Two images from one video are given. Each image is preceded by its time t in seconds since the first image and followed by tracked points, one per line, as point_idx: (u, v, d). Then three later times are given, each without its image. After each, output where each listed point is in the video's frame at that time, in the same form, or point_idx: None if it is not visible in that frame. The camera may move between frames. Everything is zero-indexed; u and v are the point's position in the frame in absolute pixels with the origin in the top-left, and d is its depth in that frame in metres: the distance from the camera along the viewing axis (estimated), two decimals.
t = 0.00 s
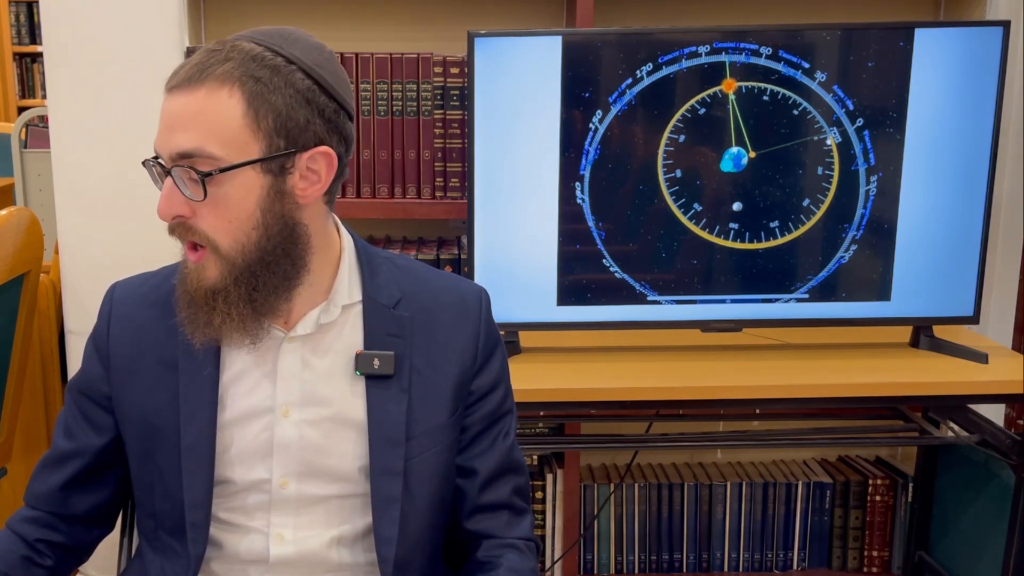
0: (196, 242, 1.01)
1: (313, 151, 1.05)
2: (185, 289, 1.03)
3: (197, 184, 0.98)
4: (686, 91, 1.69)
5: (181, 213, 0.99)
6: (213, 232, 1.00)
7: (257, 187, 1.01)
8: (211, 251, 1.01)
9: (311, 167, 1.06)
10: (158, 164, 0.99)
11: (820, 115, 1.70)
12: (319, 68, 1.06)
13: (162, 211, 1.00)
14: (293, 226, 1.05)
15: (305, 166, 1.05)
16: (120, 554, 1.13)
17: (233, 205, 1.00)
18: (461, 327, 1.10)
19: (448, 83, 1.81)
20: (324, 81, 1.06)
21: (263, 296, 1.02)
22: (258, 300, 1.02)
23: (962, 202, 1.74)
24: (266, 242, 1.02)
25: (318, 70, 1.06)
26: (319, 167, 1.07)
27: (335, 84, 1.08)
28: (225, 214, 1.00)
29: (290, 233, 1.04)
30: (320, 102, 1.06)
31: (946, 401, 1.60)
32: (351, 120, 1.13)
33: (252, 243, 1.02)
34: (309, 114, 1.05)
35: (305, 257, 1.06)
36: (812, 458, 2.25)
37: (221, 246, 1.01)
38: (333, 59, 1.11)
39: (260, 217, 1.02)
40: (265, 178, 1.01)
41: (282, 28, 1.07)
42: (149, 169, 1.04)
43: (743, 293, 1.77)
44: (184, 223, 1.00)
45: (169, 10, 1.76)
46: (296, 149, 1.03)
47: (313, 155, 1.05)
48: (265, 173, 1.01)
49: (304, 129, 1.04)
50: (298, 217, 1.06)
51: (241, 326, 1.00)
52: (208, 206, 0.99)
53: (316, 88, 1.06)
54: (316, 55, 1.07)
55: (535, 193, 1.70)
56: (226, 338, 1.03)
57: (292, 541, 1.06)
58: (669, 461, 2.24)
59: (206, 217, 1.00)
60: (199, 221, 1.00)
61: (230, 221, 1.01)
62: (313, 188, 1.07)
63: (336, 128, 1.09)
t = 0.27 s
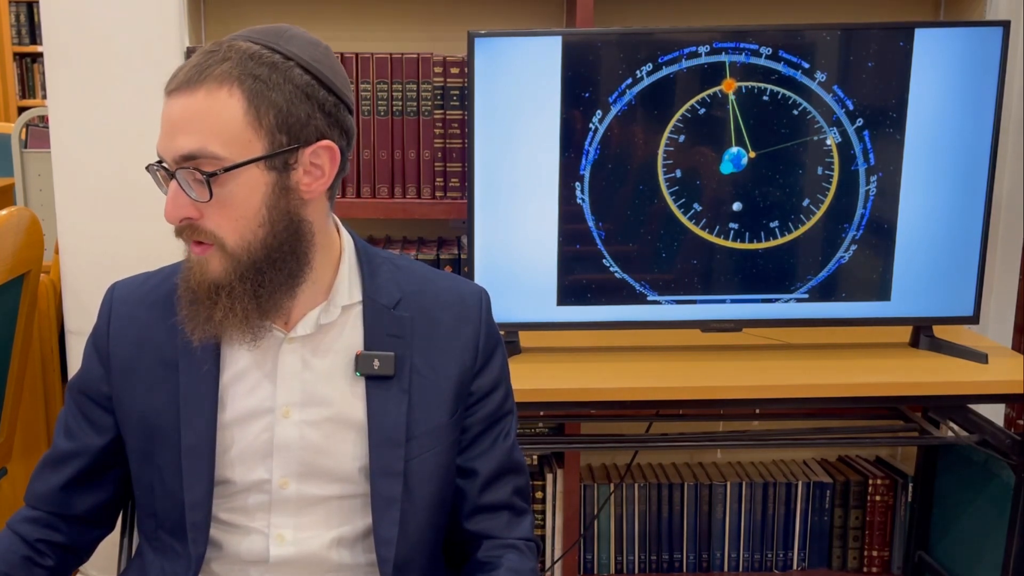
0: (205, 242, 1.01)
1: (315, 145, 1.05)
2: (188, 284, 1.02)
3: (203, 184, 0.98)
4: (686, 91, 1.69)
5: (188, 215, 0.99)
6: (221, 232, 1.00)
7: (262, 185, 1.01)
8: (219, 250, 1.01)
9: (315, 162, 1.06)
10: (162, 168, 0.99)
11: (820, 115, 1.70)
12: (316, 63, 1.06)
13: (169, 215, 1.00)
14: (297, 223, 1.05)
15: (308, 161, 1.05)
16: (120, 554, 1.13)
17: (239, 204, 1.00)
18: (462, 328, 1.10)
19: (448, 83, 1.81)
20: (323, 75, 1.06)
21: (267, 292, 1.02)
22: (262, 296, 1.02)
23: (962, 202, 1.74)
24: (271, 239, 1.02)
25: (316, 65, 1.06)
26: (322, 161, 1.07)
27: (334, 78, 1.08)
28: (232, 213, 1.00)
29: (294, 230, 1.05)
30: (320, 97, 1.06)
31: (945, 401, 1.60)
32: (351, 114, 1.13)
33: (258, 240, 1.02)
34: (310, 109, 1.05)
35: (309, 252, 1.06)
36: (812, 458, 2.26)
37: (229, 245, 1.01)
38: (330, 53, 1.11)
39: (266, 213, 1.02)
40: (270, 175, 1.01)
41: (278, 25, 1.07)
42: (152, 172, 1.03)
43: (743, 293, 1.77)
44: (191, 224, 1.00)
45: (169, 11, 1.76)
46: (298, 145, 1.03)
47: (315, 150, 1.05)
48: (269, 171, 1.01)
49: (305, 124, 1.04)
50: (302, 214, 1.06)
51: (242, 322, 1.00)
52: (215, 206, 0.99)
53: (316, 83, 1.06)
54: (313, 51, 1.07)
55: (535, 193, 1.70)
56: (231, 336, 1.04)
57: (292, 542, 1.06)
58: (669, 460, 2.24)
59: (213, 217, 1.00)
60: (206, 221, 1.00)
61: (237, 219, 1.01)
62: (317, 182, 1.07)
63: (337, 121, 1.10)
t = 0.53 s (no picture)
0: (202, 238, 1.01)
1: (315, 146, 1.05)
2: (185, 282, 1.02)
3: (200, 182, 0.98)
4: (686, 91, 1.69)
5: (185, 213, 0.99)
6: (218, 229, 1.01)
7: (260, 183, 1.01)
8: (215, 247, 1.01)
9: (313, 162, 1.06)
10: (162, 166, 0.98)
11: (820, 115, 1.70)
12: (317, 63, 1.06)
13: (166, 211, 0.99)
14: (294, 222, 1.05)
15: (306, 161, 1.05)
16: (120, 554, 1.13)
17: (237, 202, 1.00)
18: (462, 328, 1.10)
19: (448, 83, 1.81)
20: (323, 76, 1.06)
21: (263, 291, 1.02)
22: (259, 295, 1.01)
23: (962, 202, 1.74)
24: (269, 238, 1.02)
25: (316, 65, 1.06)
26: (321, 162, 1.06)
27: (334, 78, 1.08)
28: (229, 211, 1.00)
29: (292, 230, 1.05)
30: (320, 97, 1.06)
31: (946, 401, 1.60)
32: (352, 114, 1.13)
33: (255, 239, 1.02)
34: (309, 109, 1.05)
35: (306, 252, 1.06)
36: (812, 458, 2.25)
37: (226, 242, 1.01)
38: (331, 53, 1.11)
39: (264, 212, 1.02)
40: (268, 174, 1.01)
41: (279, 24, 1.07)
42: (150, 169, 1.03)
43: (743, 293, 1.77)
44: (189, 222, 0.99)
45: (169, 11, 1.76)
46: (297, 145, 1.03)
47: (314, 150, 1.05)
48: (267, 170, 1.01)
49: (304, 124, 1.04)
50: (301, 214, 1.06)
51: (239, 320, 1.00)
52: (212, 204, 0.99)
53: (316, 83, 1.06)
54: (313, 51, 1.07)
55: (535, 193, 1.70)
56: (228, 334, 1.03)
57: (293, 541, 1.06)
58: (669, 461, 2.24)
59: (211, 214, 1.00)
60: (204, 219, 1.00)
61: (235, 217, 1.01)
62: (315, 183, 1.07)
63: (336, 122, 1.09)
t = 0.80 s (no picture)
0: (199, 243, 1.00)
1: (313, 150, 1.05)
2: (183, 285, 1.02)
3: (198, 186, 0.98)
4: (686, 92, 1.69)
5: (183, 216, 0.99)
6: (216, 233, 1.00)
7: (258, 187, 1.01)
8: (213, 251, 1.01)
9: (312, 166, 1.06)
10: (160, 169, 0.98)
11: (820, 115, 1.70)
12: (316, 67, 1.06)
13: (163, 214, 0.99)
14: (292, 226, 1.05)
15: (305, 165, 1.05)
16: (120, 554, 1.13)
17: (234, 206, 1.00)
18: (461, 329, 1.10)
19: (448, 83, 1.81)
20: (322, 79, 1.06)
21: (261, 295, 1.02)
22: (256, 299, 1.02)
23: (962, 202, 1.74)
24: (267, 242, 1.02)
25: (315, 68, 1.06)
26: (320, 166, 1.07)
27: (333, 82, 1.08)
28: (226, 215, 1.00)
29: (290, 233, 1.05)
30: (319, 101, 1.06)
31: (946, 401, 1.60)
32: (351, 118, 1.13)
33: (253, 243, 1.02)
34: (308, 113, 1.05)
35: (304, 257, 1.06)
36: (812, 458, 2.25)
37: (223, 246, 1.01)
38: (330, 56, 1.11)
39: (262, 216, 1.02)
40: (266, 179, 1.01)
41: (278, 27, 1.07)
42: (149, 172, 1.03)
43: (743, 293, 1.77)
44: (187, 225, 0.99)
45: (169, 11, 1.76)
46: (296, 149, 1.03)
47: (312, 154, 1.05)
48: (265, 174, 1.01)
49: (303, 129, 1.04)
50: (299, 218, 1.06)
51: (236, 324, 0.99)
52: (210, 208, 0.99)
53: (315, 87, 1.06)
54: (313, 54, 1.07)
55: (535, 193, 1.70)
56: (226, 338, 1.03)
57: (293, 541, 1.06)
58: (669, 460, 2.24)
59: (209, 218, 1.00)
60: (202, 222, 0.99)
61: (233, 221, 1.01)
62: (314, 187, 1.07)
63: (336, 125, 1.09)
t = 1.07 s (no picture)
0: (199, 243, 1.00)
1: (313, 151, 1.05)
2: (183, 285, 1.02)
3: (198, 187, 0.98)
4: (686, 91, 1.69)
5: (183, 217, 0.99)
6: (215, 233, 1.00)
7: (258, 188, 1.01)
8: (212, 252, 1.01)
9: (311, 167, 1.06)
10: (159, 169, 0.98)
11: (820, 115, 1.70)
12: (316, 67, 1.06)
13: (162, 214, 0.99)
14: (293, 226, 1.05)
15: (305, 166, 1.05)
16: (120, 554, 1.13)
17: (234, 207, 1.00)
18: (461, 328, 1.10)
19: (448, 83, 1.81)
20: (322, 80, 1.06)
21: (260, 296, 1.02)
22: (256, 300, 1.02)
23: (962, 202, 1.74)
24: (267, 243, 1.02)
25: (316, 69, 1.06)
26: (320, 167, 1.07)
27: (333, 82, 1.08)
28: (226, 216, 1.00)
29: (290, 234, 1.05)
30: (319, 101, 1.06)
31: (946, 401, 1.60)
32: (352, 119, 1.13)
33: (253, 244, 1.02)
34: (308, 114, 1.05)
35: (304, 257, 1.06)
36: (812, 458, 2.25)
37: (222, 247, 1.01)
38: (331, 56, 1.11)
39: (261, 217, 1.02)
40: (266, 179, 1.01)
41: (279, 27, 1.07)
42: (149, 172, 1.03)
43: (743, 293, 1.77)
44: (186, 225, 0.99)
45: (169, 10, 1.76)
46: (296, 149, 1.03)
47: (312, 155, 1.05)
48: (265, 175, 1.01)
49: (303, 129, 1.04)
50: (299, 218, 1.06)
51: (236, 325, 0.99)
52: (210, 208, 0.99)
53: (315, 88, 1.06)
54: (313, 54, 1.07)
55: (535, 193, 1.70)
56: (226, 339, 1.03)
57: (293, 540, 1.06)
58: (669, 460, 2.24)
59: (209, 218, 0.99)
60: (202, 222, 0.99)
61: (233, 221, 1.01)
62: (314, 188, 1.07)
63: (336, 126, 1.09)
